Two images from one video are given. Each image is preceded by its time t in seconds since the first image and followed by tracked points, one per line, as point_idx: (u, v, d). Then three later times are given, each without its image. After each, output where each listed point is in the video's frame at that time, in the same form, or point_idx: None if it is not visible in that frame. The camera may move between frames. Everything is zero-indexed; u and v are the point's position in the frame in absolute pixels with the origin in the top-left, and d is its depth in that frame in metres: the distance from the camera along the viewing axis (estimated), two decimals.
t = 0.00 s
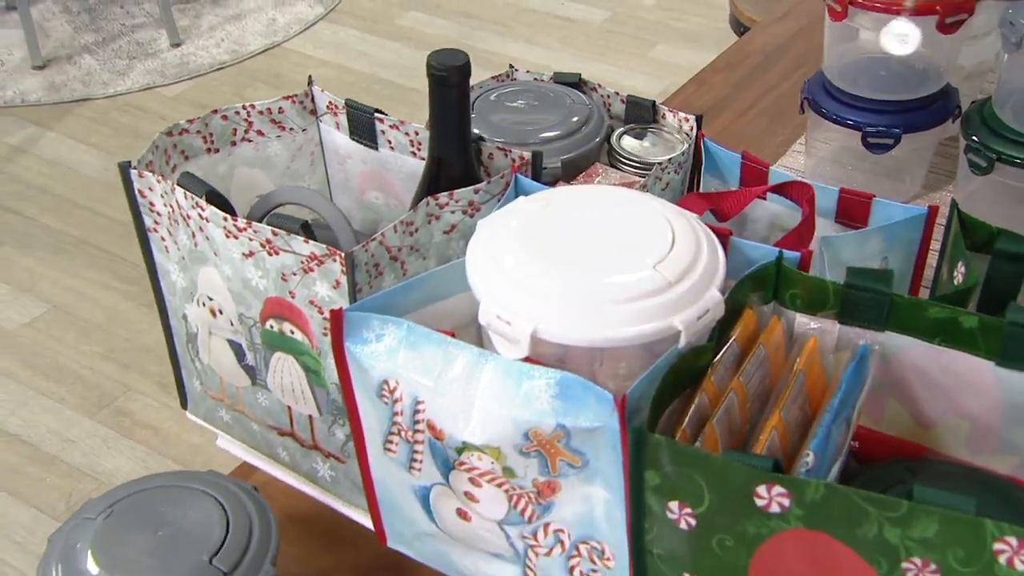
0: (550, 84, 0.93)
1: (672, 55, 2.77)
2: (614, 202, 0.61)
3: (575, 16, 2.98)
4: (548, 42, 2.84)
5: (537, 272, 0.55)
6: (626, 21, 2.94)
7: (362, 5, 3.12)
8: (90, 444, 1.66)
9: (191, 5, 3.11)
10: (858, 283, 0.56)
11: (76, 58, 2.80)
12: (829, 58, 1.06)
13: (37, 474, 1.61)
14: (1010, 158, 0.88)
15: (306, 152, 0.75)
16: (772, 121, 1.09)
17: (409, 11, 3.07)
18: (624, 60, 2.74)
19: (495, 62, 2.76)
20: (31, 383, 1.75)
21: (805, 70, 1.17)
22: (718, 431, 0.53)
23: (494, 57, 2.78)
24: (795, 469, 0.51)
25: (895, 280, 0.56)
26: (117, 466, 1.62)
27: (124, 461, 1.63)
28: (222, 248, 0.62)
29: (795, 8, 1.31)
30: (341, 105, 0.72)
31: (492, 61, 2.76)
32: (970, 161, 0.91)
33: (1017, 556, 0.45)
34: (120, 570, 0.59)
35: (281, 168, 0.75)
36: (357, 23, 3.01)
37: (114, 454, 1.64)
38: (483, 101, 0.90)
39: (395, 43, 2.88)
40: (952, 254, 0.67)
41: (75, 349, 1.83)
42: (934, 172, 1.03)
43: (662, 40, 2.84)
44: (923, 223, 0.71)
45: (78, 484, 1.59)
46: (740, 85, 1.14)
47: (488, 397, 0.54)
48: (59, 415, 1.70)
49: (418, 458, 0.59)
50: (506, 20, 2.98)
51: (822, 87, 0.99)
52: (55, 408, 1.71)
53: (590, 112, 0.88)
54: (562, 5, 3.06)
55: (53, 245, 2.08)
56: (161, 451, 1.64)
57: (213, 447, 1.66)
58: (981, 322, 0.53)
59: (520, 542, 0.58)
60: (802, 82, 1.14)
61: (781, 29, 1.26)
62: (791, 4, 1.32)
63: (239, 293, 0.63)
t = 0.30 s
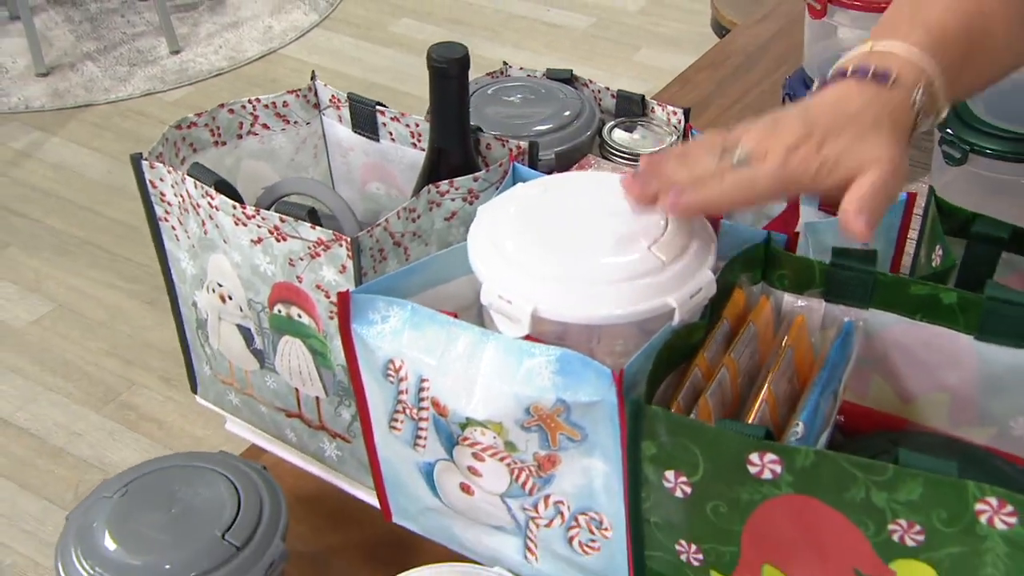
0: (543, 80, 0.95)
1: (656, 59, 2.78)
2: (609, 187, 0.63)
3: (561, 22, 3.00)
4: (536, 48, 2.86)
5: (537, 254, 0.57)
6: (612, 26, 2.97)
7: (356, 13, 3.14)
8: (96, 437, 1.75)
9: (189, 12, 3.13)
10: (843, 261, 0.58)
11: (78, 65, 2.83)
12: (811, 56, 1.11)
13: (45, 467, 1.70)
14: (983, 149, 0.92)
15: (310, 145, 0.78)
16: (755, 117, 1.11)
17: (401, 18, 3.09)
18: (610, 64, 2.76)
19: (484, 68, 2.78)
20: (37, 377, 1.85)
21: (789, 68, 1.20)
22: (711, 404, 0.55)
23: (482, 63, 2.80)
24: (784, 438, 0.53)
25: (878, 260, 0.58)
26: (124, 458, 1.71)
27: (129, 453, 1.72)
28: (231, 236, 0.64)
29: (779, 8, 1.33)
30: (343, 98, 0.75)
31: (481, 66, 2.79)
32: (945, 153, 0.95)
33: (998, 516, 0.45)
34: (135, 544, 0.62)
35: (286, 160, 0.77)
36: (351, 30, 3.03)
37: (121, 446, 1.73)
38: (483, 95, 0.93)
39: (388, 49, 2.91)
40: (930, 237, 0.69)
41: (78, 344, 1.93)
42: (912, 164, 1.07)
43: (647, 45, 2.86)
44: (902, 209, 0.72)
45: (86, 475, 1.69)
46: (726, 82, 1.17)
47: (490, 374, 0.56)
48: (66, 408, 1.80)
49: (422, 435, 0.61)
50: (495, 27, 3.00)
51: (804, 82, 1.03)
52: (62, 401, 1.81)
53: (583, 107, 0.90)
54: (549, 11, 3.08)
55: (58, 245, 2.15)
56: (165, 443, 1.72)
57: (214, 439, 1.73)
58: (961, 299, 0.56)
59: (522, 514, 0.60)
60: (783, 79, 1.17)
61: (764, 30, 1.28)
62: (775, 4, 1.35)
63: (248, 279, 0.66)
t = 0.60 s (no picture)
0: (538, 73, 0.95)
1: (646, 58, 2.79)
2: (609, 176, 0.64)
3: (551, 22, 3.01)
4: (526, 47, 2.86)
5: (539, 241, 0.58)
6: (601, 25, 2.97)
7: (347, 13, 3.14)
8: (92, 435, 1.75)
9: (181, 13, 3.13)
10: (840, 246, 0.59)
11: (70, 66, 2.82)
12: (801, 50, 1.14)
13: (42, 465, 1.70)
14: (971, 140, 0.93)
15: (310, 137, 0.78)
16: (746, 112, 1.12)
17: (392, 18, 3.09)
18: (599, 63, 2.77)
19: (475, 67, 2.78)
20: (33, 377, 1.85)
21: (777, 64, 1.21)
22: (713, 385, 0.56)
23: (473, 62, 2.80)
24: (785, 418, 0.54)
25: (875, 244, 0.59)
26: (119, 455, 1.71)
27: (125, 451, 1.72)
28: (235, 226, 0.65)
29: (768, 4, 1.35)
30: (344, 90, 0.76)
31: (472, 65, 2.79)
32: (936, 143, 0.97)
33: (995, 489, 0.46)
34: (142, 531, 0.63)
35: (286, 152, 0.78)
36: (341, 30, 3.03)
37: (116, 444, 1.73)
38: (482, 85, 0.93)
39: (379, 49, 2.91)
40: (923, 224, 0.70)
41: (73, 344, 1.93)
42: (900, 156, 1.08)
43: (636, 44, 2.87)
44: (894, 195, 0.73)
45: (82, 472, 1.69)
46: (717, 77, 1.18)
47: (494, 358, 0.57)
48: (61, 408, 1.80)
49: (426, 420, 0.62)
50: (485, 26, 3.00)
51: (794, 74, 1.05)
52: (57, 400, 1.81)
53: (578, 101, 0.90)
54: (539, 11, 3.08)
55: (51, 245, 2.15)
56: (161, 440, 1.73)
57: (209, 436, 1.73)
58: (956, 281, 0.56)
59: (525, 497, 0.61)
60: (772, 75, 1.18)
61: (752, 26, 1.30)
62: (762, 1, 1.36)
63: (251, 268, 0.66)
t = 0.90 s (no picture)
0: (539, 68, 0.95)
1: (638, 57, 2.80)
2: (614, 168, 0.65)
3: (544, 21, 3.01)
4: (519, 46, 2.87)
5: (547, 230, 0.59)
6: (593, 24, 2.97)
7: (339, 12, 3.14)
8: (90, 434, 1.75)
9: (173, 13, 3.13)
10: (842, 234, 0.60)
11: (63, 67, 2.82)
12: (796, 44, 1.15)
13: (40, 464, 1.70)
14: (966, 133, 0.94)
15: (315, 132, 0.79)
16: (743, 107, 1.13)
17: (384, 17, 3.09)
18: (592, 62, 2.77)
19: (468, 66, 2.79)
20: (29, 377, 1.85)
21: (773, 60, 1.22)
22: (720, 371, 0.56)
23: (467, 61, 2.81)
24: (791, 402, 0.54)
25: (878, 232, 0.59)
26: (118, 455, 1.71)
27: (123, 450, 1.72)
28: (245, 219, 0.66)
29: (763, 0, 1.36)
30: (349, 85, 0.76)
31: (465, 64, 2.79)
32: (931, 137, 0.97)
33: (1000, 470, 0.47)
34: (154, 521, 0.64)
35: (292, 147, 0.79)
36: (334, 29, 3.03)
37: (115, 444, 1.74)
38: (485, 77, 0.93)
39: (372, 48, 2.91)
40: (922, 214, 0.71)
41: (70, 344, 1.93)
42: (896, 150, 1.08)
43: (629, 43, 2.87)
44: (893, 186, 0.73)
45: (80, 472, 1.69)
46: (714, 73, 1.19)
47: (503, 347, 0.57)
48: (58, 407, 1.80)
49: (435, 410, 0.62)
50: (478, 25, 3.00)
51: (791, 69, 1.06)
52: (54, 400, 1.81)
53: (580, 95, 0.90)
54: (532, 10, 3.09)
55: (46, 245, 2.15)
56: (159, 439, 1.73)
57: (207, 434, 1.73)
58: (958, 267, 0.57)
59: (534, 484, 0.62)
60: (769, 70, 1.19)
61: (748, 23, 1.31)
62: None
63: (260, 261, 0.67)
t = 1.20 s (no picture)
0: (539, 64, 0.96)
1: (630, 55, 2.81)
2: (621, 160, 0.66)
3: (536, 20, 3.02)
4: (512, 45, 2.88)
5: (553, 222, 0.60)
6: (585, 23, 2.99)
7: (332, 12, 3.14)
8: (88, 434, 1.75)
9: (165, 14, 3.12)
10: (844, 224, 0.61)
11: (55, 68, 2.81)
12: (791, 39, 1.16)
13: (38, 465, 1.70)
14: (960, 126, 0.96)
15: (320, 128, 0.80)
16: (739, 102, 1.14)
17: (377, 17, 3.10)
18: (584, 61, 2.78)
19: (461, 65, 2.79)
20: (26, 378, 1.85)
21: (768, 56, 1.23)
22: (725, 359, 0.57)
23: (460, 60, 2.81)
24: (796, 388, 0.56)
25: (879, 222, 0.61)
26: (117, 454, 1.72)
27: (122, 449, 1.72)
28: (254, 213, 0.67)
29: None
30: (354, 81, 0.77)
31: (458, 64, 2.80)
32: (926, 130, 0.99)
33: (1002, 452, 0.48)
34: (167, 512, 0.65)
35: (297, 143, 0.79)
36: (327, 29, 3.04)
37: (113, 443, 1.74)
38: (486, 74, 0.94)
39: (365, 48, 2.91)
40: (919, 206, 0.72)
41: (67, 344, 1.93)
42: (891, 145, 1.11)
43: (621, 41, 2.88)
44: (891, 177, 0.73)
45: (79, 472, 1.69)
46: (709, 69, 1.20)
47: (511, 337, 0.58)
48: (56, 408, 1.80)
49: (444, 400, 0.63)
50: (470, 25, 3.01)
51: (787, 65, 1.07)
52: (51, 400, 1.81)
53: (579, 91, 0.91)
54: (524, 9, 3.10)
55: (41, 246, 2.15)
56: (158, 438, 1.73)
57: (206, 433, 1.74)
58: (957, 255, 0.58)
59: (542, 473, 0.63)
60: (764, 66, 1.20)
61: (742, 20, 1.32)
62: None
63: (269, 256, 0.68)
